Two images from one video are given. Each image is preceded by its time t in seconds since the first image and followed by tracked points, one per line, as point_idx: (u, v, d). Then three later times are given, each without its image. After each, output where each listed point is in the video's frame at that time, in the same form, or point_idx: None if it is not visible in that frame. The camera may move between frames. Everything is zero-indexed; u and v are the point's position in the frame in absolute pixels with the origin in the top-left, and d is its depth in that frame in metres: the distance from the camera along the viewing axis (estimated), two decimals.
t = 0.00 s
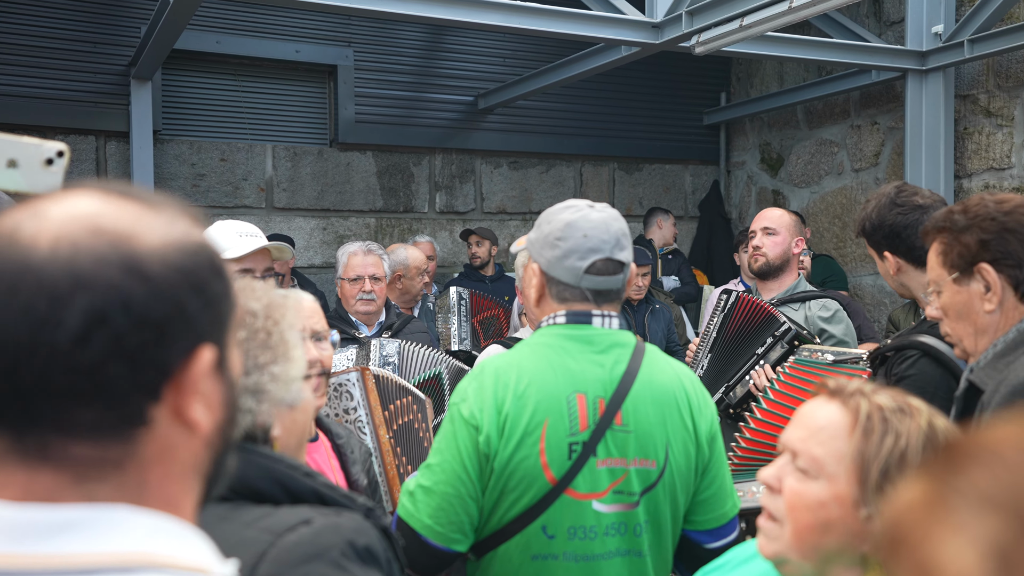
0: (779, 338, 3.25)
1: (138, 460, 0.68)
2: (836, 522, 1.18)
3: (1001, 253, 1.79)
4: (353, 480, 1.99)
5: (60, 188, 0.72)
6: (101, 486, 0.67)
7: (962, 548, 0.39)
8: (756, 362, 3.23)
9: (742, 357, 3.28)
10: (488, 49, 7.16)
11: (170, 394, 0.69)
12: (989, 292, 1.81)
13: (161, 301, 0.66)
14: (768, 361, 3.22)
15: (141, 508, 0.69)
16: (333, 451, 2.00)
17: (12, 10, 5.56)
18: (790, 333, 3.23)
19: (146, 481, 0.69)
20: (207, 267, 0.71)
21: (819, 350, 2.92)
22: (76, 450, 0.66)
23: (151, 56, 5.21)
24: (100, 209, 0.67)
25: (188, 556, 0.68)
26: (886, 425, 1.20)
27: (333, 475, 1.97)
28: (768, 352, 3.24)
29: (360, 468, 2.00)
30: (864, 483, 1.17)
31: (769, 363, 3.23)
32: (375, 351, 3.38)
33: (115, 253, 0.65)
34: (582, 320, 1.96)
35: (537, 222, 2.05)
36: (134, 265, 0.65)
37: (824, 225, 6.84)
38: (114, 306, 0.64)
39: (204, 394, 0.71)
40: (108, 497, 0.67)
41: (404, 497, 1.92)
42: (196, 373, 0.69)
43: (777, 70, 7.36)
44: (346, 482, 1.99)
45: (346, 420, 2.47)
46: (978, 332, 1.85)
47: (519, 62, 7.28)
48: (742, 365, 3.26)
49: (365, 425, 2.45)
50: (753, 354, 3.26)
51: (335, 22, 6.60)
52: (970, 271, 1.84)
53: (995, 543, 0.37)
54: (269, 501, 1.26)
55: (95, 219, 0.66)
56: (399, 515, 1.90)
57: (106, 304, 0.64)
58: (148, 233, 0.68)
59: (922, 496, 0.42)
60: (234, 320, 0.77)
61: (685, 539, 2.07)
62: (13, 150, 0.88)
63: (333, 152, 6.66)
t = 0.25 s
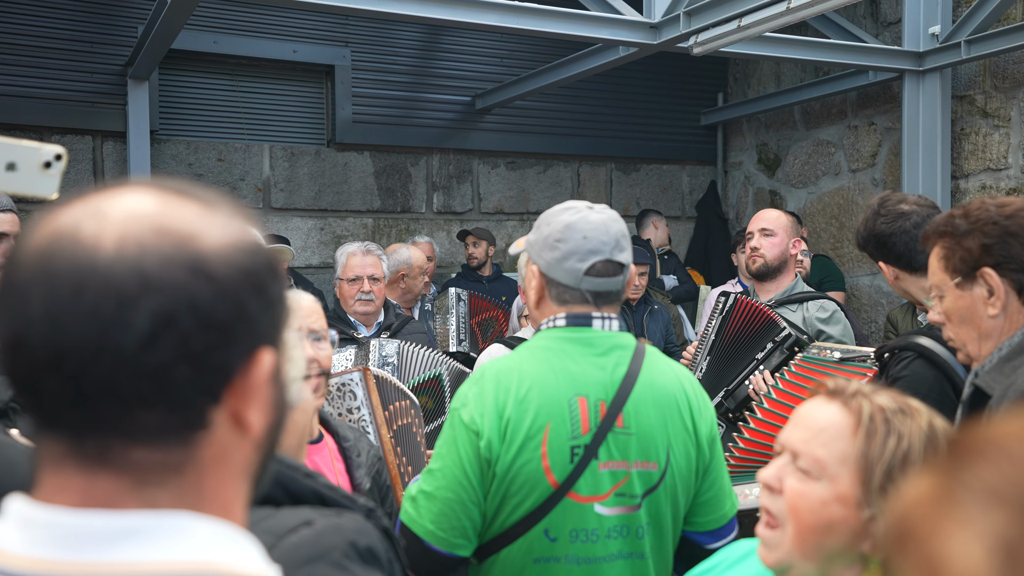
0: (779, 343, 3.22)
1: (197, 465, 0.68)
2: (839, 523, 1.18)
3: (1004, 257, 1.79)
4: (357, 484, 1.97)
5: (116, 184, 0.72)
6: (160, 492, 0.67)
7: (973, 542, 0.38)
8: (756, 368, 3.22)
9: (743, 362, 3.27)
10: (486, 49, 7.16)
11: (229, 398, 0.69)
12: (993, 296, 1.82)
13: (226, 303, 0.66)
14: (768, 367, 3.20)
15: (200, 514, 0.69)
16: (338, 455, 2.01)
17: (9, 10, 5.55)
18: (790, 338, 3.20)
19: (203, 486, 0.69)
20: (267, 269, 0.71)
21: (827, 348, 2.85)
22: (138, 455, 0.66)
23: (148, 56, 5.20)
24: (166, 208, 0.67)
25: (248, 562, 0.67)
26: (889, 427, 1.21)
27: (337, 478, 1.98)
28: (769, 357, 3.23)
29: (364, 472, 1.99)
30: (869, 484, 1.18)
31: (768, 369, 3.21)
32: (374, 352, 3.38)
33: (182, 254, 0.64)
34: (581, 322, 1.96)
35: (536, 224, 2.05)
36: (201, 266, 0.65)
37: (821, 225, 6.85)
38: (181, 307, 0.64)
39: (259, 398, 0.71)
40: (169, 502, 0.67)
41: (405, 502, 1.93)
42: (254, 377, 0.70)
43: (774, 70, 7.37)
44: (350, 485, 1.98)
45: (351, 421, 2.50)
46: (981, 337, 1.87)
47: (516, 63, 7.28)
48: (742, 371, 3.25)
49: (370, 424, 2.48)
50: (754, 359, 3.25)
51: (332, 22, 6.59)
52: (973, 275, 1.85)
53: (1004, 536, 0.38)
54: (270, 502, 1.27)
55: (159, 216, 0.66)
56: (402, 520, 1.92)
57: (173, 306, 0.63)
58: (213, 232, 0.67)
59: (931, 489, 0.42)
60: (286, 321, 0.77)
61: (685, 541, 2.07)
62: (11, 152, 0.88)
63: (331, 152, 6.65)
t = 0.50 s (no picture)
0: (782, 347, 3.22)
1: (235, 474, 0.69)
2: (845, 526, 1.19)
3: (1013, 260, 1.79)
4: (363, 488, 1.98)
5: (148, 187, 0.72)
6: (200, 502, 0.67)
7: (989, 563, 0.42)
8: (759, 370, 3.21)
9: (745, 364, 3.25)
10: (486, 49, 7.17)
11: (267, 407, 0.70)
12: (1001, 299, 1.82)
13: (268, 312, 0.67)
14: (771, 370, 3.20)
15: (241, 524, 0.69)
16: (346, 458, 2.02)
17: (9, 10, 5.55)
18: (793, 342, 3.19)
19: (241, 495, 0.70)
20: (305, 277, 0.72)
21: (842, 352, 2.92)
22: (179, 466, 0.66)
23: (148, 57, 5.20)
24: (205, 214, 0.67)
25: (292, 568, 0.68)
26: (890, 429, 1.22)
27: (342, 481, 1.98)
28: (771, 360, 3.23)
29: (372, 476, 1.99)
30: (873, 486, 1.18)
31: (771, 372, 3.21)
32: (377, 352, 3.38)
33: (225, 262, 0.65)
34: (584, 324, 1.96)
35: (539, 225, 2.05)
36: (244, 275, 0.65)
37: (821, 226, 6.86)
38: (225, 316, 0.65)
39: (294, 406, 0.73)
40: (209, 511, 0.68)
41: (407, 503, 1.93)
42: (290, 386, 0.71)
43: (773, 71, 7.37)
44: (357, 489, 1.99)
45: (361, 418, 2.49)
46: (990, 340, 1.87)
47: (516, 63, 7.28)
48: (744, 374, 3.24)
49: (379, 422, 2.49)
50: (756, 361, 3.24)
51: (333, 23, 6.60)
52: (982, 278, 1.85)
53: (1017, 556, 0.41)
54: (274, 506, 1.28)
55: (200, 223, 0.66)
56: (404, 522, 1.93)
57: (218, 315, 0.64)
58: (255, 239, 0.67)
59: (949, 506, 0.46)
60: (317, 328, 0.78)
61: (685, 543, 2.07)
62: (16, 156, 0.87)
63: (330, 152, 6.66)
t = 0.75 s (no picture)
0: (783, 350, 3.24)
1: (244, 479, 0.70)
2: (844, 526, 1.20)
3: (1011, 257, 1.81)
4: (364, 490, 1.97)
5: (149, 190, 0.72)
6: (209, 509, 0.68)
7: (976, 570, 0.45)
8: (759, 374, 3.23)
9: (745, 370, 3.27)
10: (484, 50, 7.17)
11: (274, 411, 0.71)
12: (1000, 296, 1.83)
13: (274, 316, 0.67)
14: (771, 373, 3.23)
15: (252, 530, 0.70)
16: (347, 460, 2.03)
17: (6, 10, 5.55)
18: (795, 345, 3.22)
19: (250, 500, 0.71)
20: (310, 278, 0.72)
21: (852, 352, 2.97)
22: (188, 473, 0.67)
23: (145, 57, 5.20)
24: (209, 218, 0.67)
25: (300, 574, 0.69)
26: (887, 429, 1.22)
27: (342, 483, 1.98)
28: (772, 363, 3.25)
29: (373, 478, 1.99)
30: (872, 487, 1.19)
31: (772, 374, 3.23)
32: (376, 353, 3.38)
33: (230, 266, 0.65)
34: (584, 324, 1.97)
35: (540, 226, 2.06)
36: (249, 279, 0.66)
37: (817, 226, 6.87)
38: (232, 322, 0.65)
39: (301, 409, 0.74)
40: (218, 517, 0.69)
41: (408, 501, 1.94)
42: (298, 389, 0.72)
43: (770, 71, 7.39)
44: (357, 491, 1.98)
45: (365, 418, 2.50)
46: (988, 337, 1.88)
47: (513, 63, 7.29)
48: (744, 377, 3.26)
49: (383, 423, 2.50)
50: (756, 366, 3.26)
51: (330, 23, 6.60)
52: (980, 276, 1.86)
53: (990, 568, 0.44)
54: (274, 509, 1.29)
55: (204, 227, 0.66)
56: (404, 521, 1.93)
57: (224, 321, 0.65)
58: (259, 242, 0.68)
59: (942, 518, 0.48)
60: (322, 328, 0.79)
61: (683, 543, 2.09)
62: (14, 158, 0.88)
63: (328, 153, 6.66)
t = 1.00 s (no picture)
0: (784, 347, 3.24)
1: (268, 477, 0.70)
2: (845, 521, 1.20)
3: (997, 258, 1.82)
4: (360, 487, 1.99)
5: (176, 186, 0.73)
6: (233, 504, 0.69)
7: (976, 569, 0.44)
8: (760, 372, 3.25)
9: (747, 368, 3.31)
10: (479, 49, 7.17)
11: (298, 409, 0.71)
12: (987, 296, 1.84)
13: (299, 314, 0.68)
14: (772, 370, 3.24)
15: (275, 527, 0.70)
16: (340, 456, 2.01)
17: None
18: (795, 342, 3.22)
19: (274, 498, 0.71)
20: (336, 276, 0.72)
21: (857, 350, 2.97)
22: (211, 468, 0.67)
23: (140, 56, 5.19)
24: (235, 214, 0.68)
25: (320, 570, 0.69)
26: (886, 423, 1.23)
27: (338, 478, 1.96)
28: (773, 361, 3.26)
29: (368, 475, 2.01)
30: (871, 481, 1.20)
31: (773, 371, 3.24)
32: (371, 353, 3.37)
33: (255, 263, 0.66)
34: (582, 322, 1.98)
35: (535, 225, 2.06)
36: (274, 277, 0.66)
37: (812, 226, 6.89)
38: (257, 319, 0.66)
39: (325, 408, 0.74)
40: (241, 512, 0.69)
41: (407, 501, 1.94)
42: (322, 387, 0.72)
43: (765, 71, 7.41)
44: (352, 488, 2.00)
45: (365, 417, 2.50)
46: (977, 338, 1.88)
47: (509, 63, 7.29)
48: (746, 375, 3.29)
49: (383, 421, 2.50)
50: (757, 364, 3.29)
51: (325, 23, 6.59)
52: (967, 276, 1.87)
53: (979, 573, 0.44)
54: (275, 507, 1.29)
55: (229, 223, 0.67)
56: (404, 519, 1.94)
57: (248, 318, 0.65)
58: (285, 238, 0.68)
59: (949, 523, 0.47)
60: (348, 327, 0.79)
61: (685, 538, 2.11)
62: (7, 156, 0.88)
63: (323, 152, 6.65)
